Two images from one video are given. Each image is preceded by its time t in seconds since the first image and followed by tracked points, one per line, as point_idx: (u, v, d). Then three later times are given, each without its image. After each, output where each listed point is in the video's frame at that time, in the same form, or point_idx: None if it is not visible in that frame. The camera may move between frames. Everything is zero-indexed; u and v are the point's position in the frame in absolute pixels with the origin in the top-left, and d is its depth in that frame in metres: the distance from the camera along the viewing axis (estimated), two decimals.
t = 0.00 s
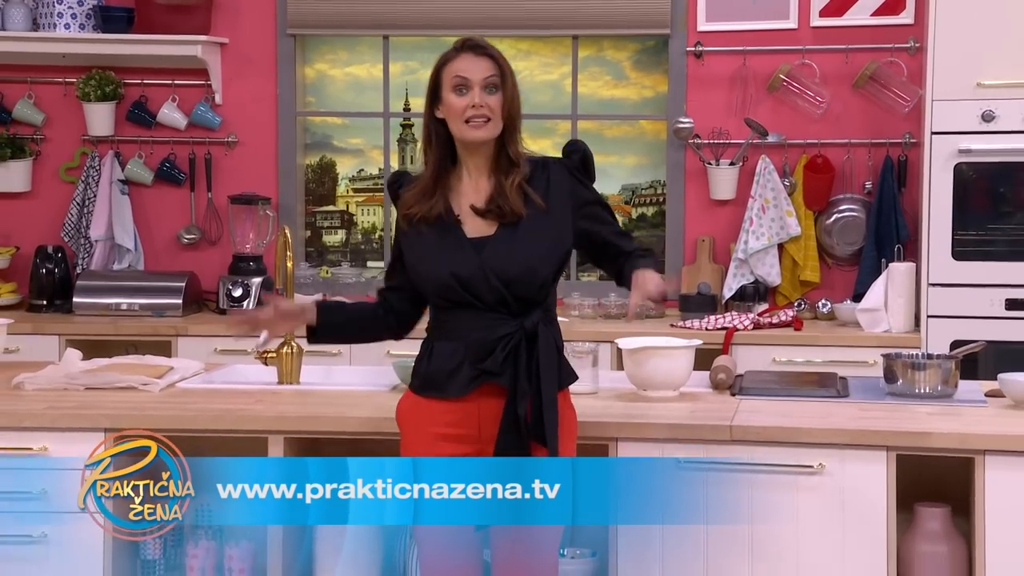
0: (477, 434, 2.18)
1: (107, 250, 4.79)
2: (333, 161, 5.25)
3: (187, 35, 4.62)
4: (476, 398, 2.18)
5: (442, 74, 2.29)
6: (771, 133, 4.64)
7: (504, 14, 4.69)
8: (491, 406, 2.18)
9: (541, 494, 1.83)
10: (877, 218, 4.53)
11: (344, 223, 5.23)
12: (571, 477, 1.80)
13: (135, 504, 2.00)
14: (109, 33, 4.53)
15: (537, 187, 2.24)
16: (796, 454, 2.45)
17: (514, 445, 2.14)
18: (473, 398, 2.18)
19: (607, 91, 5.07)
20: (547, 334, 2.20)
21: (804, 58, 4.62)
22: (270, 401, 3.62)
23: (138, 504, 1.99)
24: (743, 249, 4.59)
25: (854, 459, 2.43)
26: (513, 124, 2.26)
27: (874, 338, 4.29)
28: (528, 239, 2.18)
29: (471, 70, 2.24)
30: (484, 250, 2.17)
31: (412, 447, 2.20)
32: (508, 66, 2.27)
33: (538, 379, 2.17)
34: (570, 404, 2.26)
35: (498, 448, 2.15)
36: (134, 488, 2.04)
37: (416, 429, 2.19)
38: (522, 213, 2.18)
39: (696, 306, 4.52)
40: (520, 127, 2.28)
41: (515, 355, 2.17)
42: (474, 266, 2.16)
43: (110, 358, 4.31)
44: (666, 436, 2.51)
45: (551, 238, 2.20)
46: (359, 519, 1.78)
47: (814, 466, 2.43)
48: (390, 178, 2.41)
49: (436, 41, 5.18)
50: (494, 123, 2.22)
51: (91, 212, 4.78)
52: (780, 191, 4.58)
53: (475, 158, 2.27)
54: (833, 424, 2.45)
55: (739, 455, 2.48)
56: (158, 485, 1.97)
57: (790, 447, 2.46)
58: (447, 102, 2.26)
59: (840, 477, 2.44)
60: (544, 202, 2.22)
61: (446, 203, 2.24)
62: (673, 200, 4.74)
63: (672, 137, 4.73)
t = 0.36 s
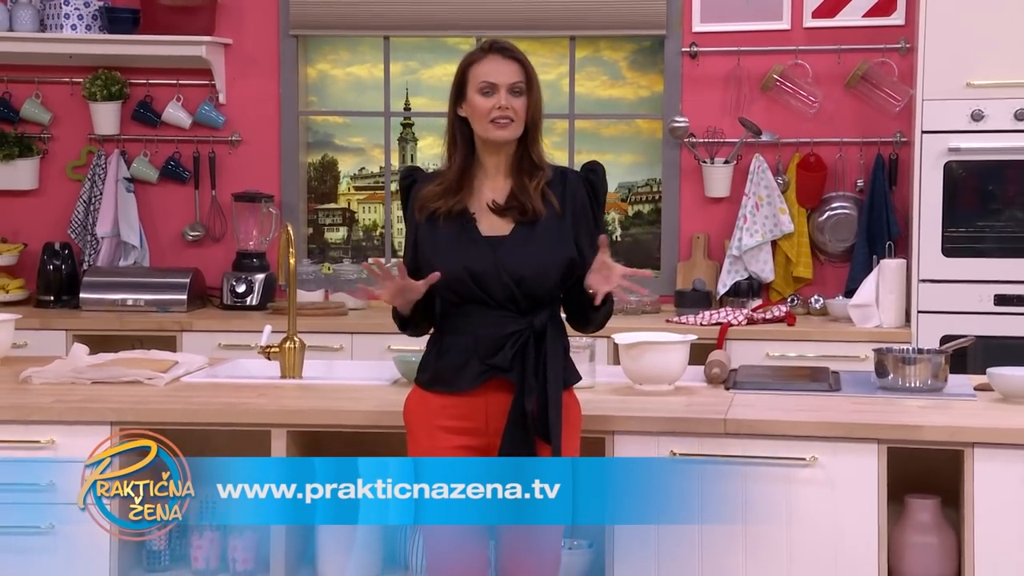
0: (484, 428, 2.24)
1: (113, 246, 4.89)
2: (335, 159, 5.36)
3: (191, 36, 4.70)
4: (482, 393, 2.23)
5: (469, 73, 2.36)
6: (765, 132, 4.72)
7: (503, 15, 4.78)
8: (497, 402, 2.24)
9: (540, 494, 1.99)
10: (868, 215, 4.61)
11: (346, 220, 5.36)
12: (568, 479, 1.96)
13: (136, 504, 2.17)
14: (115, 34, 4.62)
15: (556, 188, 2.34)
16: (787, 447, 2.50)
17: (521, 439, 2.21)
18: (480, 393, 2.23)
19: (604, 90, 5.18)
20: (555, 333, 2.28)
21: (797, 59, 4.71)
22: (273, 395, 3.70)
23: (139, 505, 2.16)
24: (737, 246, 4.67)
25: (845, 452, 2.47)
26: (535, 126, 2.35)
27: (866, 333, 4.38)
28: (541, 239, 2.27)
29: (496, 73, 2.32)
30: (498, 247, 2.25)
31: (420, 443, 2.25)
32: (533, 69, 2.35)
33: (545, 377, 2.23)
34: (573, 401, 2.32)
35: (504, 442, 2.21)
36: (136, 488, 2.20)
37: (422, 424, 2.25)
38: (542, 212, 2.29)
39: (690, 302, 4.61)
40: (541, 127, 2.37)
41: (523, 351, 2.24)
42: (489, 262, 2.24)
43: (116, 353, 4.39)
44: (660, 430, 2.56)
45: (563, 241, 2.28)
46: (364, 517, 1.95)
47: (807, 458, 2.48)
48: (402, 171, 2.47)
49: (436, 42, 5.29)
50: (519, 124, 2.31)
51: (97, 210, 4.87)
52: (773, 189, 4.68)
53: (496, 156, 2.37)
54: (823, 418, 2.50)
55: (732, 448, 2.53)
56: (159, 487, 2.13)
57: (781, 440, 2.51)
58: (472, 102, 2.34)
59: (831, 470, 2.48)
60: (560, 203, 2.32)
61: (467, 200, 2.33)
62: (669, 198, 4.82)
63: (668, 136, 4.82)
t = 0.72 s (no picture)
0: (492, 422, 2.31)
1: (119, 241, 4.97)
2: (337, 155, 5.45)
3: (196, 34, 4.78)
4: (487, 390, 2.30)
5: (473, 72, 2.41)
6: (760, 128, 4.81)
7: (503, 14, 4.86)
8: (503, 399, 2.30)
9: (541, 494, 2.29)
10: (861, 211, 4.69)
11: (348, 216, 5.43)
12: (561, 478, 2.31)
13: (137, 502, 2.63)
14: (120, 33, 4.70)
15: (556, 187, 2.38)
16: (781, 438, 2.56)
17: (527, 434, 2.26)
18: (485, 390, 2.30)
19: (601, 88, 5.27)
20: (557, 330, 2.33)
21: (791, 57, 4.79)
22: (276, 387, 3.78)
23: (140, 505, 2.63)
24: (732, 241, 4.76)
25: (837, 443, 2.53)
26: (537, 124, 2.40)
27: (859, 327, 4.46)
28: (542, 239, 2.32)
29: (500, 72, 2.36)
30: (499, 248, 2.31)
31: (429, 438, 2.32)
32: (534, 67, 2.40)
33: (548, 373, 2.28)
34: (578, 394, 2.38)
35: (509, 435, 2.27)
36: (135, 488, 2.65)
37: (431, 419, 2.32)
38: (543, 210, 2.33)
39: (687, 296, 4.71)
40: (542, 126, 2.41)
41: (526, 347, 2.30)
42: (489, 262, 2.30)
43: (121, 345, 4.48)
44: (656, 421, 2.60)
45: (563, 238, 2.33)
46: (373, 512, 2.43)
47: (800, 450, 2.53)
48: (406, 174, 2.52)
49: (436, 41, 5.38)
50: (522, 121, 2.36)
51: (103, 205, 4.95)
52: (768, 184, 4.74)
53: (498, 154, 2.41)
54: (816, 410, 2.56)
55: (725, 439, 2.58)
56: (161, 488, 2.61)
57: (775, 431, 2.56)
58: (475, 99, 2.38)
59: (824, 460, 2.53)
60: (561, 202, 2.36)
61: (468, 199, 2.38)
62: (664, 194, 4.91)
63: (664, 133, 4.89)
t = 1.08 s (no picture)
0: (501, 416, 2.37)
1: (125, 235, 5.05)
2: (339, 151, 5.52)
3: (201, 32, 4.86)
4: (494, 385, 2.36)
5: (479, 72, 2.46)
6: (755, 125, 4.89)
7: (502, 12, 4.93)
8: (512, 393, 2.37)
9: (541, 493, 2.24)
10: (855, 206, 4.78)
11: (350, 211, 5.52)
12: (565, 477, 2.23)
13: (136, 504, 2.52)
14: (126, 31, 4.78)
15: (555, 186, 2.45)
16: (775, 429, 2.64)
17: (533, 427, 2.34)
18: (492, 384, 2.36)
19: (599, 85, 5.35)
20: (559, 324, 2.41)
21: (786, 54, 4.86)
22: (280, 379, 3.86)
23: (139, 505, 2.51)
24: (728, 235, 4.83)
25: (831, 433, 2.62)
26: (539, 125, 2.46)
27: (852, 320, 4.54)
28: (542, 235, 2.38)
29: (506, 73, 2.42)
30: (499, 246, 2.37)
31: (440, 434, 2.38)
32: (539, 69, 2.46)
33: (553, 366, 2.36)
34: (583, 386, 2.45)
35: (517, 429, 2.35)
36: (135, 488, 2.56)
37: (444, 417, 2.37)
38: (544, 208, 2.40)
39: (682, 290, 4.77)
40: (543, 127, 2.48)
41: (530, 342, 2.37)
42: (491, 260, 2.36)
43: (127, 338, 4.55)
44: (654, 412, 2.69)
45: (561, 234, 2.39)
46: (375, 518, 2.19)
47: (794, 440, 2.62)
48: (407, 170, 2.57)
49: (437, 39, 5.46)
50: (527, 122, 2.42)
51: (110, 200, 5.03)
52: (763, 179, 4.83)
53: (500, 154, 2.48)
54: (810, 402, 2.64)
55: (720, 429, 2.67)
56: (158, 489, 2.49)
57: (770, 422, 2.65)
58: (481, 97, 2.43)
59: (818, 452, 2.62)
60: (560, 199, 2.43)
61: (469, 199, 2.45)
62: (661, 189, 4.99)
63: (661, 129, 4.97)
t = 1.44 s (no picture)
0: (504, 407, 2.43)
1: (131, 232, 5.13)
2: (341, 149, 5.61)
3: (205, 31, 4.93)
4: (499, 376, 2.43)
5: (480, 73, 2.52)
6: (750, 123, 4.97)
7: (500, 12, 5.01)
8: (516, 384, 2.43)
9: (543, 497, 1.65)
10: (848, 203, 4.87)
11: (353, 207, 5.62)
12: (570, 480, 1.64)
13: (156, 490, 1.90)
14: (132, 30, 4.86)
15: (557, 182, 2.53)
16: (773, 423, 2.69)
17: (539, 416, 2.40)
18: (497, 376, 2.43)
19: (597, 84, 5.43)
20: (563, 317, 2.48)
21: (781, 54, 4.95)
22: (284, 372, 3.94)
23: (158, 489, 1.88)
24: (724, 232, 4.92)
25: (827, 426, 2.67)
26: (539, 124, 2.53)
27: (846, 314, 4.62)
28: (546, 231, 2.46)
29: (507, 75, 2.48)
30: (505, 241, 2.44)
31: (445, 425, 2.44)
32: (538, 69, 2.52)
33: (557, 357, 2.44)
34: (587, 380, 2.52)
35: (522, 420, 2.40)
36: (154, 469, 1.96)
37: (446, 409, 2.43)
38: (548, 203, 2.48)
39: (679, 285, 4.87)
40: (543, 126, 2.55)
41: (536, 335, 2.44)
42: (497, 255, 2.43)
43: (133, 332, 4.63)
44: (650, 405, 2.73)
45: (565, 230, 2.47)
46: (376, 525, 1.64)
47: (789, 433, 2.67)
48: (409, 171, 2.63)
49: (437, 38, 5.54)
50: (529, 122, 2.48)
51: (116, 197, 5.11)
52: (758, 177, 4.92)
53: (502, 153, 2.54)
54: (805, 394, 2.69)
55: (715, 422, 2.72)
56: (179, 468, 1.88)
57: (772, 415, 2.69)
58: (483, 99, 2.49)
59: (813, 443, 2.67)
60: (563, 195, 2.51)
61: (474, 197, 2.50)
62: (658, 186, 5.08)
63: (658, 127, 5.06)
